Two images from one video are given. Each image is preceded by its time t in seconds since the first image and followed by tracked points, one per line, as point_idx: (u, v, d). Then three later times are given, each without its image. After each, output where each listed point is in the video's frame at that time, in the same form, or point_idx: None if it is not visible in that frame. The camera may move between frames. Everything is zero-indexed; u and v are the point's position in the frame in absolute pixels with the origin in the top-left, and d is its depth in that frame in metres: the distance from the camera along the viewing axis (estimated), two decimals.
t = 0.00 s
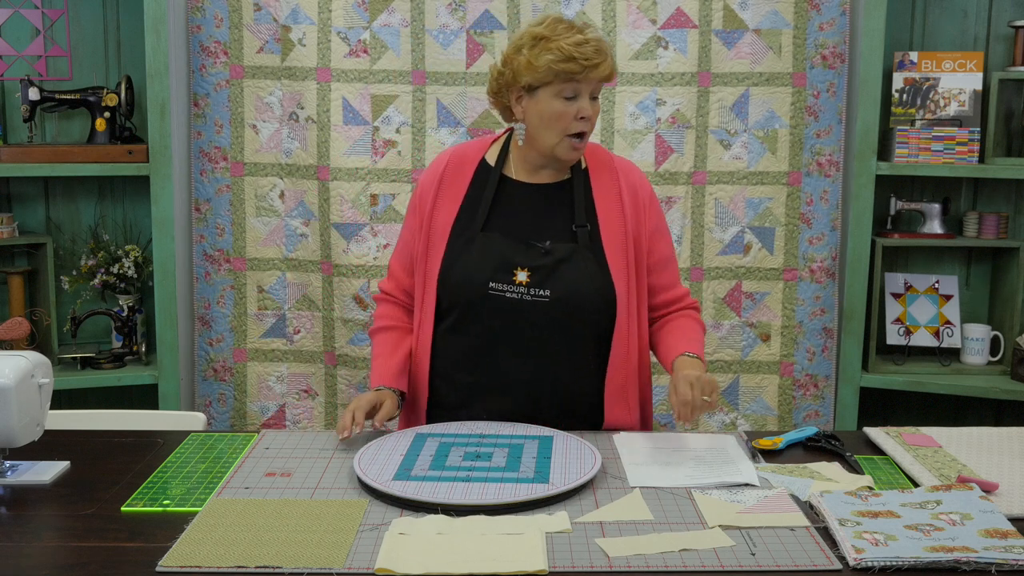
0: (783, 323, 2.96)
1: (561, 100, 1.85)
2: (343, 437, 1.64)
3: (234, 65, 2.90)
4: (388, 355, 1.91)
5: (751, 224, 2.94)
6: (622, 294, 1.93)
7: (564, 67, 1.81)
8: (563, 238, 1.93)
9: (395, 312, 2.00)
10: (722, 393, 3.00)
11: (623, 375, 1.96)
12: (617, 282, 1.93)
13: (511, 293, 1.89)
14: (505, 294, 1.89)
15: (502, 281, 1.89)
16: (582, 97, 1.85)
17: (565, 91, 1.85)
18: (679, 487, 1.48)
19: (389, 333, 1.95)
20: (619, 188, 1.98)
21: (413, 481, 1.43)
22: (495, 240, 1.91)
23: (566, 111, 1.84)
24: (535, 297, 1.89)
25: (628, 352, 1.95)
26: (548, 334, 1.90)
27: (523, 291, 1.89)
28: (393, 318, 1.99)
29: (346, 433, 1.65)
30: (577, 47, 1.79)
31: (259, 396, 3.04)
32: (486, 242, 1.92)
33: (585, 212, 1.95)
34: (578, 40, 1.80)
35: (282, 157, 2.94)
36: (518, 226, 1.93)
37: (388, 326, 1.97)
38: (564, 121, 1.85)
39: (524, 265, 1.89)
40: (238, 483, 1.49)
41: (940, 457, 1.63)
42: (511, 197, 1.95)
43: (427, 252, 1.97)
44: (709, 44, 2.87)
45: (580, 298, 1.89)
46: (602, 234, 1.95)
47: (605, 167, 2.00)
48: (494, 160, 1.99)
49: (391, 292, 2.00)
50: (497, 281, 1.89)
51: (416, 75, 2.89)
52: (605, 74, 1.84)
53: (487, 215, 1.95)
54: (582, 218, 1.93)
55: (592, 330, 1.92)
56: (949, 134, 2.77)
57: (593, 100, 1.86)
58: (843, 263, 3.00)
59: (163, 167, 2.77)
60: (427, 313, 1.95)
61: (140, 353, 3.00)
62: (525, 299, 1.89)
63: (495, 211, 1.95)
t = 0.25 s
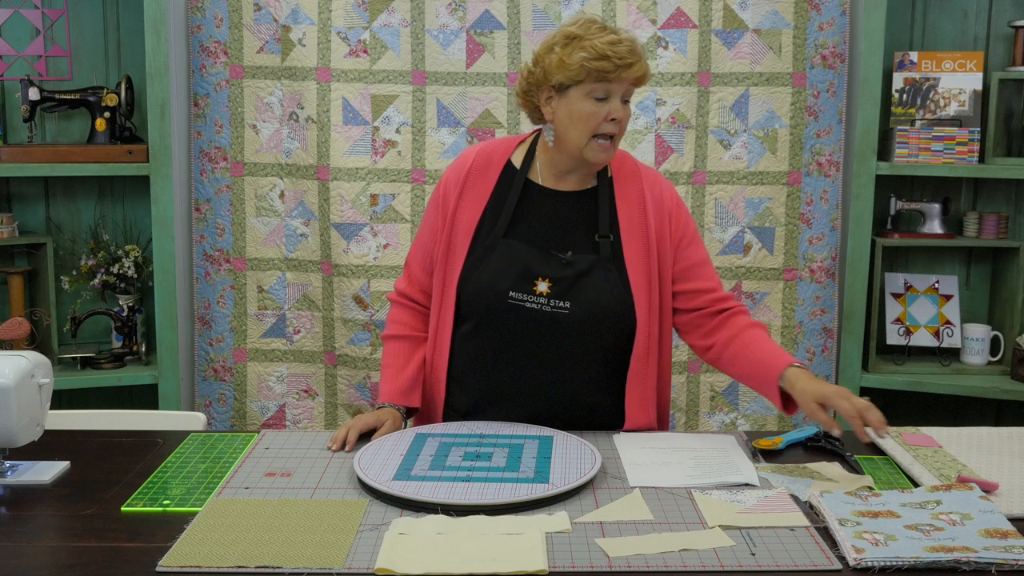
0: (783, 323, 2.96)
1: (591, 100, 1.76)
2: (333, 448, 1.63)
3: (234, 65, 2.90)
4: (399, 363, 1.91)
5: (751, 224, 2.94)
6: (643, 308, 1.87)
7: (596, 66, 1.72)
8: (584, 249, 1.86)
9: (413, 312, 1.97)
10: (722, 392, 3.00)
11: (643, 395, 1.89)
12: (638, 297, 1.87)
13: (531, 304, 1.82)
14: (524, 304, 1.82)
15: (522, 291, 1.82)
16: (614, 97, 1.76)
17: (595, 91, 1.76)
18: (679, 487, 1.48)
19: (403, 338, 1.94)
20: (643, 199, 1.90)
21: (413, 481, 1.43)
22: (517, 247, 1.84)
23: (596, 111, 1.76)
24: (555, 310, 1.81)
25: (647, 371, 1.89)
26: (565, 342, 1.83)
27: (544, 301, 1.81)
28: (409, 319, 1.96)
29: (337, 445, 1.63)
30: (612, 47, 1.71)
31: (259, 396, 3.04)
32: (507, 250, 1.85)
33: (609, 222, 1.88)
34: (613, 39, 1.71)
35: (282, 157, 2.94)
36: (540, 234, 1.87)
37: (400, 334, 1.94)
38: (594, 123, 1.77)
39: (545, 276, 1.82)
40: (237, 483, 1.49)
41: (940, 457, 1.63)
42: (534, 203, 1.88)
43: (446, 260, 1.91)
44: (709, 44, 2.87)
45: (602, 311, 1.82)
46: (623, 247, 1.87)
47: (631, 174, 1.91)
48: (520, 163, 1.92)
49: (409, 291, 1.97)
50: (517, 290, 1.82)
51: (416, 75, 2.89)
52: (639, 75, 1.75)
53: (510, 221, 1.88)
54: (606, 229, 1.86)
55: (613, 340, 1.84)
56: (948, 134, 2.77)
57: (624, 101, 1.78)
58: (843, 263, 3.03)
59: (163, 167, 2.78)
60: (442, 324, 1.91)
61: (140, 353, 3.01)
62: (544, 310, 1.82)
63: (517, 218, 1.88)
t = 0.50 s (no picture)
0: (783, 322, 2.96)
1: (613, 102, 1.72)
2: (334, 448, 1.63)
3: (234, 65, 2.90)
4: (408, 365, 1.90)
5: (751, 224, 2.94)
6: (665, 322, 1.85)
7: (617, 65, 1.69)
8: (611, 263, 1.84)
9: (428, 311, 1.95)
10: (722, 392, 3.00)
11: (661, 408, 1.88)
12: (661, 310, 1.85)
13: (552, 316, 1.80)
14: (545, 316, 1.81)
15: (544, 302, 1.81)
16: (636, 100, 1.72)
17: (617, 93, 1.73)
18: (679, 487, 1.48)
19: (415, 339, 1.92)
20: (673, 211, 1.87)
21: (413, 481, 1.43)
22: (543, 258, 1.82)
23: (615, 113, 1.72)
24: (576, 323, 1.80)
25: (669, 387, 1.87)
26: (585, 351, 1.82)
27: (565, 314, 1.80)
28: (422, 317, 1.94)
29: (337, 446, 1.63)
30: (636, 47, 1.68)
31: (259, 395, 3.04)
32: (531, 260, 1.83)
33: (638, 236, 1.85)
34: (638, 40, 1.68)
35: (282, 157, 2.94)
36: (567, 244, 1.84)
37: (413, 334, 1.92)
38: (615, 125, 1.72)
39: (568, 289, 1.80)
40: (237, 482, 1.49)
41: (940, 457, 1.63)
42: (561, 212, 1.85)
43: (467, 264, 1.89)
44: (708, 44, 2.87)
45: (625, 327, 1.81)
46: (650, 260, 1.85)
47: (663, 186, 1.88)
48: (550, 169, 1.88)
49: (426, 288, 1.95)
50: (538, 302, 1.81)
51: (416, 75, 2.89)
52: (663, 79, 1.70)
53: (537, 229, 1.85)
54: (634, 244, 1.84)
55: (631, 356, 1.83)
56: (949, 134, 2.77)
57: (649, 107, 1.73)
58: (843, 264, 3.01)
59: (163, 167, 2.78)
60: (457, 330, 1.90)
61: (140, 353, 3.01)
62: (564, 323, 1.81)
63: (544, 226, 1.86)
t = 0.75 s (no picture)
0: (783, 322, 2.96)
1: (613, 115, 1.69)
2: (333, 448, 1.63)
3: (234, 65, 2.90)
4: (410, 365, 1.90)
5: (751, 224, 2.94)
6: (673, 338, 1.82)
7: (616, 79, 1.66)
8: (621, 276, 1.81)
9: (434, 311, 1.93)
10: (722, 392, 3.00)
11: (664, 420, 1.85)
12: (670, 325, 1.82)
13: (558, 327, 1.79)
14: (552, 327, 1.79)
15: (551, 313, 1.78)
16: (636, 117, 1.68)
17: (618, 107, 1.69)
18: (679, 487, 1.48)
19: (420, 339, 1.91)
20: (686, 226, 1.84)
21: (413, 481, 1.43)
22: (552, 268, 1.80)
23: (613, 127, 1.69)
24: (582, 336, 1.78)
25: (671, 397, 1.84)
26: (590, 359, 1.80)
27: (572, 327, 1.78)
28: (427, 317, 1.93)
29: (336, 445, 1.63)
30: (638, 63, 1.64)
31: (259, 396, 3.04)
32: (541, 268, 1.81)
33: (649, 249, 1.83)
34: (641, 56, 1.64)
35: (282, 158, 2.94)
36: (577, 254, 1.82)
37: (417, 334, 1.92)
38: (612, 140, 1.69)
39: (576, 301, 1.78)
40: (237, 482, 1.49)
41: (940, 457, 1.63)
42: (572, 221, 1.83)
43: (476, 269, 1.87)
44: (708, 44, 2.87)
45: (632, 340, 1.79)
46: (662, 275, 1.82)
47: (676, 200, 1.85)
48: (564, 175, 1.85)
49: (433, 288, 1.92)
50: (546, 313, 1.79)
51: (416, 75, 2.89)
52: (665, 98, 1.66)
53: (548, 237, 1.83)
54: (645, 259, 1.82)
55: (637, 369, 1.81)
56: (949, 134, 2.77)
57: (651, 125, 1.69)
58: (843, 263, 3.03)
59: (163, 167, 2.78)
60: (463, 334, 1.89)
61: (140, 353, 3.01)
62: (571, 335, 1.79)
63: (556, 234, 1.83)
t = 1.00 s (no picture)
0: (783, 322, 2.96)
1: (603, 112, 1.69)
2: (333, 448, 1.63)
3: (234, 65, 2.90)
4: (407, 366, 1.90)
5: (751, 224, 2.94)
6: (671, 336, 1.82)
7: (605, 74, 1.65)
8: (617, 276, 1.81)
9: (432, 312, 1.94)
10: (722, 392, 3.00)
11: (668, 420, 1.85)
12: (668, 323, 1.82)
13: (555, 328, 1.78)
14: (549, 328, 1.78)
15: (548, 314, 1.78)
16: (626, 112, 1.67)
17: (609, 103, 1.69)
18: (679, 487, 1.48)
19: (418, 340, 1.92)
20: (682, 226, 1.84)
21: (413, 481, 1.43)
22: (548, 268, 1.79)
23: (604, 124, 1.68)
24: (579, 336, 1.78)
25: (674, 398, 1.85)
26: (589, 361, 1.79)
27: (568, 328, 1.77)
28: (424, 318, 1.93)
29: (336, 445, 1.63)
30: (627, 58, 1.64)
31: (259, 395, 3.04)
32: (536, 270, 1.80)
33: (645, 250, 1.82)
34: (631, 51, 1.64)
35: (282, 158, 2.94)
36: (572, 255, 1.81)
37: (415, 335, 1.92)
38: (604, 137, 1.68)
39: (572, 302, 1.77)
40: (237, 483, 1.49)
41: (940, 457, 1.63)
42: (566, 222, 1.82)
43: (472, 270, 1.86)
44: (708, 44, 2.87)
45: (629, 340, 1.79)
46: (659, 273, 1.82)
47: (672, 199, 1.85)
48: (558, 176, 1.85)
49: (430, 289, 1.93)
50: (542, 313, 1.78)
51: (416, 75, 2.89)
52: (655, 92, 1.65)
53: (543, 238, 1.82)
54: (641, 258, 1.81)
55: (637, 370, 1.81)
56: (949, 134, 2.77)
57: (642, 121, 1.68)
58: (843, 263, 3.04)
59: (163, 167, 2.78)
60: (460, 334, 1.89)
61: (140, 353, 3.01)
62: (567, 336, 1.78)
63: (551, 234, 1.83)
